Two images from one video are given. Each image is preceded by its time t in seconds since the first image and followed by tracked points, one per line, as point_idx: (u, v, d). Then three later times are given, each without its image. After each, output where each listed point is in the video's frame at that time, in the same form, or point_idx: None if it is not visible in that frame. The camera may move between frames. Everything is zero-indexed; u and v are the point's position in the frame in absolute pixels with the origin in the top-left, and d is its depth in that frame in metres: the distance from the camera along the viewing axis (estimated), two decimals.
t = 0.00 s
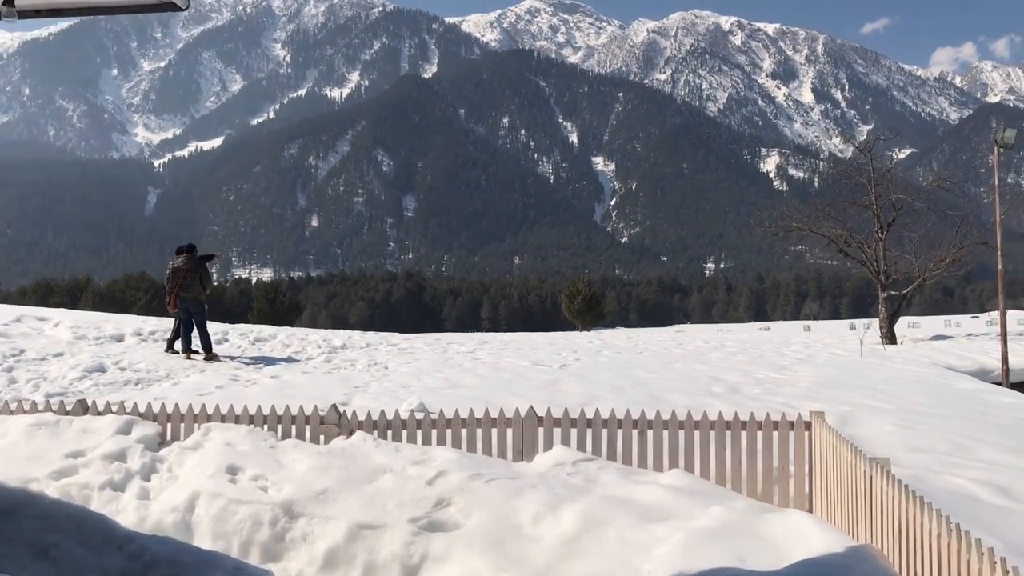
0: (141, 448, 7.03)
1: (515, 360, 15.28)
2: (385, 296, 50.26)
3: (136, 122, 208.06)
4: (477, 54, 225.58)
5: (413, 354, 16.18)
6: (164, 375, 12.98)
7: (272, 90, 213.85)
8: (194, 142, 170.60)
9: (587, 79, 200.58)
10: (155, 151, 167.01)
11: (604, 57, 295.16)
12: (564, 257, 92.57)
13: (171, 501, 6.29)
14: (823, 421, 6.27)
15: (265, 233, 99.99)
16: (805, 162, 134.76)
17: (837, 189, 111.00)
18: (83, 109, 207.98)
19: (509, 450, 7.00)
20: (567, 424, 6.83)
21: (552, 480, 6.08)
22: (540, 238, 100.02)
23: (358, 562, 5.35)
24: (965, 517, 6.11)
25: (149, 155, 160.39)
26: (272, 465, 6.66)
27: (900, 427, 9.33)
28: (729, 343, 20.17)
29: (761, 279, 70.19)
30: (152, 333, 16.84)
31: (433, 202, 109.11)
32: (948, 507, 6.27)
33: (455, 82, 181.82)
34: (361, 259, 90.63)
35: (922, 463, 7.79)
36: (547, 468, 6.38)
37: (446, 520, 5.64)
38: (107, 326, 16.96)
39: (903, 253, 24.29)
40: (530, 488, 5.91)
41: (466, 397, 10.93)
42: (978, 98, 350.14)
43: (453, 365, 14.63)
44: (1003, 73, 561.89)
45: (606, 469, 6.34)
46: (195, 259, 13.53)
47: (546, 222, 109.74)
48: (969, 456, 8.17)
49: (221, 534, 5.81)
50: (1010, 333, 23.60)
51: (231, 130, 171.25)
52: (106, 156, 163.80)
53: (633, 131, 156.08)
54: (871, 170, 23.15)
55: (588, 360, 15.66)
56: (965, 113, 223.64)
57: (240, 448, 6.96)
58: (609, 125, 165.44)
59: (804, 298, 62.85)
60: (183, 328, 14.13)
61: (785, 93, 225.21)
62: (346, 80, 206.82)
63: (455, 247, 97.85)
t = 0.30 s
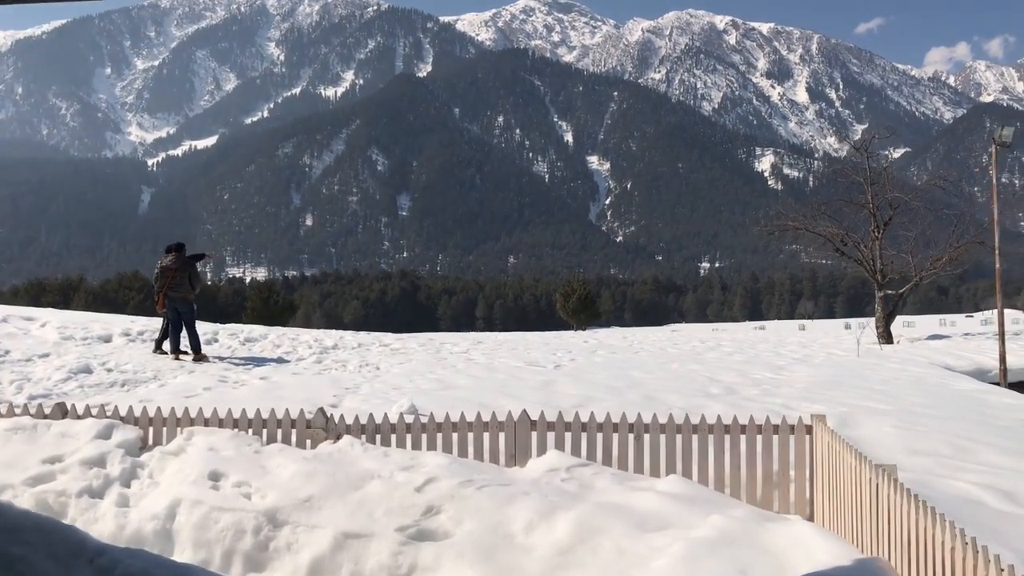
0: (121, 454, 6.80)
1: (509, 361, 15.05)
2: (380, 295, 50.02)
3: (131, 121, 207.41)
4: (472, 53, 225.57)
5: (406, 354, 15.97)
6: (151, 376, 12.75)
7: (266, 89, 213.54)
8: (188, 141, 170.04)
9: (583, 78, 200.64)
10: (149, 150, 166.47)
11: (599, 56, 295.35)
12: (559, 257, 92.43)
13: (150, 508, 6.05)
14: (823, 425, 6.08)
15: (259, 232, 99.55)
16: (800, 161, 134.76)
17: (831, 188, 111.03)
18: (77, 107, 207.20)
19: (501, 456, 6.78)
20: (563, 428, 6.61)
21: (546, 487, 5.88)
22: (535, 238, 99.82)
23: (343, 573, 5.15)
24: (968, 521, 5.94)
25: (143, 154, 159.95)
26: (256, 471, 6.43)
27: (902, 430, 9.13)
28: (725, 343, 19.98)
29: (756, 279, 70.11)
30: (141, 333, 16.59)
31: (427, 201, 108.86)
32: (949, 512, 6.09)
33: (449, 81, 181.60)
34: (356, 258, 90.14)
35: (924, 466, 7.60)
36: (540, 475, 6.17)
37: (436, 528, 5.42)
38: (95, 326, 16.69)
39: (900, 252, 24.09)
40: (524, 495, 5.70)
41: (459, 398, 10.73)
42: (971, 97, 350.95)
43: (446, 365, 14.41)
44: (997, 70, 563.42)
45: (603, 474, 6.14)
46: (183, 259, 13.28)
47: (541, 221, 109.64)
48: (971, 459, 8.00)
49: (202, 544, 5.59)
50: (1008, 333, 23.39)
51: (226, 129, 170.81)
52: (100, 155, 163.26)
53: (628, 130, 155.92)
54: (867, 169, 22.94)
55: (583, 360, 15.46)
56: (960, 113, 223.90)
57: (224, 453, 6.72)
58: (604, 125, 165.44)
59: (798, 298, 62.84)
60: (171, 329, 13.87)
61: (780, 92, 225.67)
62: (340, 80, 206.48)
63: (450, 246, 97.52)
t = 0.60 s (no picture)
0: (108, 454, 6.60)
1: (507, 359, 14.87)
2: (378, 295, 49.76)
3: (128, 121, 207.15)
4: (470, 54, 225.81)
5: (403, 354, 15.77)
6: (144, 375, 12.57)
7: (264, 89, 213.54)
8: (185, 141, 169.80)
9: (580, 79, 200.84)
10: (147, 150, 166.42)
11: (597, 56, 295.69)
12: (556, 257, 92.32)
13: (138, 509, 5.83)
14: (831, 424, 5.94)
15: (257, 232, 99.29)
16: (797, 161, 134.69)
17: (829, 187, 111.04)
18: (74, 108, 206.86)
19: (501, 456, 6.57)
20: (563, 428, 6.43)
21: (546, 489, 5.69)
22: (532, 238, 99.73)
23: None
24: (979, 524, 5.76)
25: (141, 154, 159.97)
26: (245, 472, 6.23)
27: (909, 429, 8.95)
28: (724, 342, 19.79)
29: (753, 279, 69.89)
30: (134, 332, 16.35)
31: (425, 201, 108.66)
32: (960, 515, 5.92)
33: (447, 82, 181.71)
34: (354, 258, 89.53)
35: (932, 467, 7.43)
36: (541, 477, 5.99)
37: (432, 532, 5.24)
38: (89, 325, 16.47)
39: (901, 251, 23.85)
40: (524, 496, 5.53)
41: (456, 397, 10.56)
42: (968, 96, 351.61)
43: (443, 365, 14.22)
44: (993, 72, 564.62)
45: (604, 477, 5.96)
46: (178, 256, 13.06)
47: (540, 221, 109.59)
48: (979, 461, 7.82)
49: (192, 547, 5.40)
50: (1009, 334, 23.13)
51: (223, 129, 170.68)
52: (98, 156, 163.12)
53: (626, 130, 155.86)
54: (868, 168, 22.75)
55: (582, 359, 15.30)
56: (956, 113, 224.16)
57: (210, 455, 6.51)
58: (602, 125, 165.48)
59: (795, 298, 62.74)
60: (165, 328, 13.65)
61: (777, 93, 225.93)
62: (338, 80, 206.43)
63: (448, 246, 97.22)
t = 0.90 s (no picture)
0: (98, 458, 6.38)
1: (508, 359, 14.65)
2: (377, 295, 49.53)
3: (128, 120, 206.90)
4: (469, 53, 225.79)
5: (403, 353, 15.56)
6: (140, 375, 12.36)
7: (264, 88, 213.36)
8: (185, 140, 169.56)
9: (580, 78, 200.76)
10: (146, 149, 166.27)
11: (597, 55, 295.63)
12: (556, 257, 92.26)
13: (129, 514, 5.63)
14: (846, 428, 5.73)
15: (257, 231, 98.91)
16: (797, 161, 134.67)
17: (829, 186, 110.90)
18: (74, 106, 206.46)
19: (503, 461, 6.36)
20: (568, 431, 6.22)
21: (552, 496, 5.48)
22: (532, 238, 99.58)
23: None
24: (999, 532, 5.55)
25: (140, 153, 159.86)
26: (239, 477, 6.02)
27: (919, 431, 8.74)
28: (726, 342, 19.58)
29: (753, 278, 69.51)
30: (131, 331, 16.13)
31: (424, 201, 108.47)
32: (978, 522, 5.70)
33: (447, 81, 181.69)
34: (355, 258, 88.87)
35: (945, 470, 7.23)
36: (545, 481, 5.79)
37: (433, 540, 5.03)
38: (85, 324, 16.24)
39: (904, 251, 23.57)
40: (528, 503, 5.32)
41: (456, 398, 10.36)
42: (967, 96, 352.07)
43: (443, 365, 14.03)
44: (991, 72, 565.37)
45: (611, 482, 5.75)
46: (175, 255, 12.85)
47: (540, 220, 109.47)
48: (994, 464, 7.63)
49: (183, 556, 5.19)
50: (1013, 334, 22.86)
51: (223, 129, 170.60)
52: (97, 154, 162.93)
53: (626, 130, 155.73)
54: (869, 167, 22.44)
55: (584, 359, 15.09)
56: (955, 113, 224.23)
57: (204, 458, 6.30)
58: (602, 124, 165.40)
59: (795, 297, 62.60)
60: (162, 329, 13.43)
61: (777, 92, 225.88)
62: (337, 80, 206.30)
63: (448, 245, 97.04)
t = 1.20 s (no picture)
0: (88, 462, 6.18)
1: (509, 360, 14.46)
2: (377, 294, 49.37)
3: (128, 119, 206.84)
4: (470, 53, 225.90)
5: (403, 353, 15.37)
6: (136, 376, 12.16)
7: (264, 88, 213.39)
8: (185, 140, 169.54)
9: (580, 78, 200.82)
10: (146, 149, 166.33)
11: (596, 55, 295.87)
12: (556, 256, 92.44)
13: (118, 522, 5.43)
14: (858, 431, 5.55)
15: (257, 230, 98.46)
16: (796, 161, 134.78)
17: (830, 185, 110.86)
18: (74, 106, 206.37)
19: (505, 465, 6.16)
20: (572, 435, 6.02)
21: (556, 502, 5.30)
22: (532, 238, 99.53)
23: None
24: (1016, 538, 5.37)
25: (140, 153, 159.80)
26: (233, 482, 5.81)
27: (930, 433, 8.55)
28: (728, 341, 19.38)
29: (752, 278, 69.27)
30: (127, 331, 15.93)
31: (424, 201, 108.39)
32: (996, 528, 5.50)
33: (447, 81, 181.82)
34: (355, 257, 88.34)
35: (959, 474, 7.03)
36: (549, 487, 5.59)
37: (433, 549, 4.84)
38: (81, 324, 16.04)
39: (907, 249, 23.35)
40: (531, 511, 5.12)
41: (457, 398, 10.16)
42: (966, 96, 352.54)
43: (443, 365, 13.84)
44: (990, 72, 565.97)
45: (617, 489, 5.56)
46: (171, 254, 12.64)
47: (539, 220, 109.45)
48: (1008, 468, 7.42)
49: (175, 565, 5.00)
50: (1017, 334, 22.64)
51: (223, 128, 170.45)
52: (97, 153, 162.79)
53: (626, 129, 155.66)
54: (871, 166, 22.17)
55: (586, 359, 14.91)
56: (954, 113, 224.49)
57: (197, 463, 6.11)
58: (602, 123, 165.44)
59: (794, 297, 62.54)
60: (158, 328, 13.22)
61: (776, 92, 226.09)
62: (337, 79, 206.29)
63: (448, 245, 96.90)
